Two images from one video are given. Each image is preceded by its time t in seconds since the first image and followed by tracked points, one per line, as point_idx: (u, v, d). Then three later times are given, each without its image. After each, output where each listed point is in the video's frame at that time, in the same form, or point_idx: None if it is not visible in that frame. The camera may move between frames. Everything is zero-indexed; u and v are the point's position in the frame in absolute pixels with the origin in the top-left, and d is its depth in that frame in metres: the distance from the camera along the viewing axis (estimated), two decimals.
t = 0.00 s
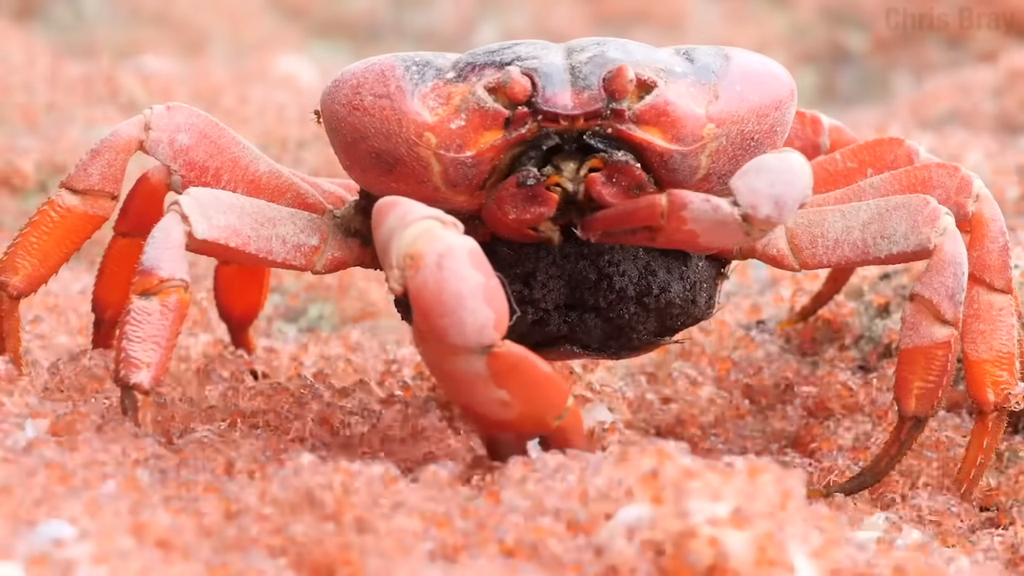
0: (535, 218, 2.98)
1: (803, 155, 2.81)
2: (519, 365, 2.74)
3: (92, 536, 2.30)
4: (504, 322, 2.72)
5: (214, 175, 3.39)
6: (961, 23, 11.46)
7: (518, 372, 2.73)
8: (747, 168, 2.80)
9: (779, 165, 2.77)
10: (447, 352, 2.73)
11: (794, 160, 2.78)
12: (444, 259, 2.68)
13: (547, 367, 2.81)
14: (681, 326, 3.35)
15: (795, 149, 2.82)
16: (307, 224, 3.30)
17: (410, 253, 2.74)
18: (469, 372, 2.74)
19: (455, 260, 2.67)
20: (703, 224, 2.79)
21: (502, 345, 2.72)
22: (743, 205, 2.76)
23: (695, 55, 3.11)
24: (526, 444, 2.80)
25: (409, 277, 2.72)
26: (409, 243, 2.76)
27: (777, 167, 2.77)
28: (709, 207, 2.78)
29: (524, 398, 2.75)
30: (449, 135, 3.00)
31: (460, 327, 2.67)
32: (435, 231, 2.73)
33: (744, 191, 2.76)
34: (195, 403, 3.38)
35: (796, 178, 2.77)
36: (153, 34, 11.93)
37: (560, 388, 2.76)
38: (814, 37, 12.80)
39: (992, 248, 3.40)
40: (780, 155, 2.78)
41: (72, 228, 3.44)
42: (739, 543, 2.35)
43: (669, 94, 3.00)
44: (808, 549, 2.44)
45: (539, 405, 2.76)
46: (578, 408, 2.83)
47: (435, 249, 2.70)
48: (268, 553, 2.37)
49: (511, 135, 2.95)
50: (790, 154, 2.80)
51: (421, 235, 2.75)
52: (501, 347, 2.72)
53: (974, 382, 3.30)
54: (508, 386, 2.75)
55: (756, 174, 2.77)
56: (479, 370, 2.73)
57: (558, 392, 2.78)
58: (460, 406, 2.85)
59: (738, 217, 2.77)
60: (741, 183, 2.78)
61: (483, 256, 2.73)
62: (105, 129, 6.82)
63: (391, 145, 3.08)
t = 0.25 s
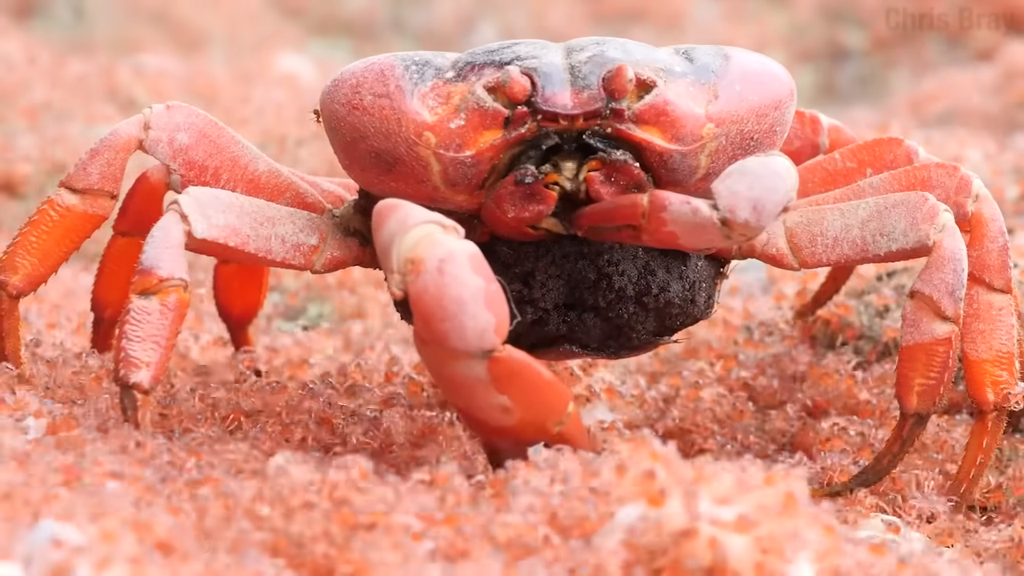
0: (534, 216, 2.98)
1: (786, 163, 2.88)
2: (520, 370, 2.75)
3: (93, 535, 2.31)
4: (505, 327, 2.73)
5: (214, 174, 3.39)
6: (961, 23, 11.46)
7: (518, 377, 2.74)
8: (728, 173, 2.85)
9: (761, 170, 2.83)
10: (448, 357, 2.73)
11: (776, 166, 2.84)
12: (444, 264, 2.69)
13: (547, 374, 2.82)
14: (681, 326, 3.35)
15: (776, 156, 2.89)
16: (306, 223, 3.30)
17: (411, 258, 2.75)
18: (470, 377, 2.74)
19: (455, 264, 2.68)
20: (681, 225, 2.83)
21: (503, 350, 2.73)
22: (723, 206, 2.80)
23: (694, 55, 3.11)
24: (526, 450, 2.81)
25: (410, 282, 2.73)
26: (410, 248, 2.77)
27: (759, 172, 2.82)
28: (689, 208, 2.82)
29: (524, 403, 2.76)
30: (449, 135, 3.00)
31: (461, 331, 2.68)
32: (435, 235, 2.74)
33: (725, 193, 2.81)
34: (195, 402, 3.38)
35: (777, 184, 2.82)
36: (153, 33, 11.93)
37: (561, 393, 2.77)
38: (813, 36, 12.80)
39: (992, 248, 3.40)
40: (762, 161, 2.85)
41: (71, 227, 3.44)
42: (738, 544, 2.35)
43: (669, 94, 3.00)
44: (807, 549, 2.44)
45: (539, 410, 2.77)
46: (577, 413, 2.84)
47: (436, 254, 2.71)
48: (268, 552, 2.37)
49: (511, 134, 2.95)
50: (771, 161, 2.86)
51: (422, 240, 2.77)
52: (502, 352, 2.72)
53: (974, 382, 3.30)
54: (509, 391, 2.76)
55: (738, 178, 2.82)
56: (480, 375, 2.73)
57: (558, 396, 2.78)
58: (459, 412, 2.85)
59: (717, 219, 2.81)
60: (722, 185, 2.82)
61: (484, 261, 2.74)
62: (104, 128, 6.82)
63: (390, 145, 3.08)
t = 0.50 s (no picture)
0: (537, 211, 2.99)
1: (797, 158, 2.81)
2: (530, 379, 2.75)
3: (92, 534, 2.31)
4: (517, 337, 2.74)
5: (214, 173, 3.39)
6: (960, 22, 11.46)
7: (529, 386, 2.74)
8: (740, 172, 2.81)
9: (772, 169, 2.77)
10: (460, 366, 2.74)
11: (786, 162, 2.78)
12: (458, 274, 2.70)
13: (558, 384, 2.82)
14: (680, 326, 3.35)
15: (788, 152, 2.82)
16: (306, 223, 3.30)
17: (423, 267, 2.77)
18: (481, 386, 2.75)
19: (469, 274, 2.70)
20: (696, 226, 2.83)
21: (514, 359, 2.73)
22: (736, 208, 2.78)
23: (695, 56, 3.11)
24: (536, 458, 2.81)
25: (423, 291, 2.74)
26: (422, 258, 2.78)
27: (770, 171, 2.77)
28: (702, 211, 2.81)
29: (533, 412, 2.76)
30: (449, 135, 3.00)
31: (474, 340, 2.68)
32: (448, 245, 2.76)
33: (737, 195, 2.78)
34: (194, 402, 3.38)
35: (789, 182, 2.77)
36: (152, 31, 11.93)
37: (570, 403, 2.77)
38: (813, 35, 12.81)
39: (992, 249, 3.40)
40: (772, 159, 2.79)
41: (71, 226, 3.44)
42: (737, 544, 2.35)
43: (669, 94, 3.00)
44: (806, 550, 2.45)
45: (548, 419, 2.77)
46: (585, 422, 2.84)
47: (450, 264, 2.73)
48: (267, 552, 2.38)
49: (511, 134, 2.95)
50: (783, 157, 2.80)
51: (434, 250, 2.78)
52: (513, 361, 2.73)
53: (973, 383, 3.31)
54: (518, 399, 2.76)
55: (749, 178, 2.78)
56: (491, 384, 2.73)
57: (567, 406, 2.78)
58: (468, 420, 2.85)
59: (731, 221, 2.78)
60: (734, 187, 2.79)
61: (496, 272, 2.76)
62: (103, 127, 6.82)
63: (390, 145, 3.08)
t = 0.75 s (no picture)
0: (539, 209, 2.99)
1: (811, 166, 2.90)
2: (518, 371, 2.72)
3: (92, 532, 2.32)
4: (505, 328, 2.69)
5: (214, 172, 3.39)
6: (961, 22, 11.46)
7: (516, 377, 2.71)
8: (759, 183, 2.86)
9: (792, 177, 2.85)
10: (447, 357, 2.70)
11: (803, 170, 2.86)
12: (445, 264, 2.68)
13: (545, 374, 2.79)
14: (680, 327, 3.34)
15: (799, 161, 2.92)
16: (306, 222, 3.30)
17: (412, 258, 2.75)
18: (468, 377, 2.71)
19: (456, 265, 2.66)
20: (727, 251, 2.79)
21: (503, 350, 2.69)
22: (761, 218, 2.80)
23: (695, 56, 3.11)
24: (523, 449, 2.79)
25: (411, 282, 2.72)
26: (410, 248, 2.77)
27: (790, 180, 2.84)
28: (727, 228, 2.80)
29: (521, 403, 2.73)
30: (449, 134, 3.00)
31: (460, 331, 2.64)
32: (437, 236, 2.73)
33: (760, 203, 2.81)
34: (194, 400, 3.39)
35: (807, 189, 2.85)
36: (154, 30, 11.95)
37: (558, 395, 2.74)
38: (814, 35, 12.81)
39: (992, 249, 3.41)
40: (789, 168, 2.87)
41: (71, 225, 3.44)
42: (735, 543, 2.36)
43: (669, 94, 3.00)
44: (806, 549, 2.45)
45: (536, 411, 2.75)
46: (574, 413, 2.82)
47: (436, 254, 2.70)
48: (266, 551, 2.38)
49: (511, 134, 2.95)
50: (797, 166, 2.88)
51: (422, 241, 2.76)
52: (501, 352, 2.69)
53: (973, 383, 3.31)
54: (506, 390, 2.73)
55: (770, 187, 2.83)
56: (478, 375, 2.70)
57: (555, 397, 2.76)
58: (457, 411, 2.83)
59: (757, 232, 2.79)
60: (756, 197, 2.83)
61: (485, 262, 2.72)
62: (104, 126, 6.83)
63: (391, 144, 3.08)
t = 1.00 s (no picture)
0: (541, 207, 2.99)
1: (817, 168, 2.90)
2: (491, 337, 2.71)
3: (93, 530, 2.32)
4: (477, 293, 2.71)
5: (215, 170, 3.39)
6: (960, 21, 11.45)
7: (489, 344, 2.71)
8: (766, 188, 2.85)
9: (799, 181, 2.84)
10: (420, 321, 2.71)
11: (810, 173, 2.86)
12: (415, 227, 2.71)
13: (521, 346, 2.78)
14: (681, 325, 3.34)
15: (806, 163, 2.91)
16: (307, 220, 3.29)
17: (383, 222, 2.78)
18: (442, 343, 2.71)
19: (425, 227, 2.70)
20: (740, 264, 2.79)
21: (474, 315, 2.70)
22: (770, 223, 2.79)
23: (696, 54, 3.11)
24: (496, 421, 2.77)
25: (382, 246, 2.76)
26: (382, 213, 2.81)
27: (797, 184, 2.83)
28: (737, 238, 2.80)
29: (495, 372, 2.72)
30: (450, 132, 2.99)
31: (431, 294, 2.67)
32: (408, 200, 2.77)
33: (768, 209, 2.80)
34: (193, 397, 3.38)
35: (814, 192, 2.84)
36: (154, 29, 11.95)
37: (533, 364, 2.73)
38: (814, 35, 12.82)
39: (992, 248, 3.40)
40: (795, 171, 2.86)
41: (72, 223, 3.44)
42: (735, 542, 2.35)
43: (670, 93, 3.00)
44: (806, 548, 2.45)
45: (511, 380, 2.73)
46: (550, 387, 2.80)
47: (407, 218, 2.74)
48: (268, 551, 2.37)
49: (512, 132, 2.95)
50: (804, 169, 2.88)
51: (393, 206, 2.80)
52: (473, 316, 2.70)
53: (974, 381, 3.31)
54: (481, 358, 2.72)
55: (777, 191, 2.82)
56: (450, 340, 2.70)
57: (529, 367, 2.75)
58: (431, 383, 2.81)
59: (767, 238, 2.78)
60: (764, 202, 2.81)
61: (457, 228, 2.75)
62: (104, 124, 6.82)
63: (392, 142, 3.08)
